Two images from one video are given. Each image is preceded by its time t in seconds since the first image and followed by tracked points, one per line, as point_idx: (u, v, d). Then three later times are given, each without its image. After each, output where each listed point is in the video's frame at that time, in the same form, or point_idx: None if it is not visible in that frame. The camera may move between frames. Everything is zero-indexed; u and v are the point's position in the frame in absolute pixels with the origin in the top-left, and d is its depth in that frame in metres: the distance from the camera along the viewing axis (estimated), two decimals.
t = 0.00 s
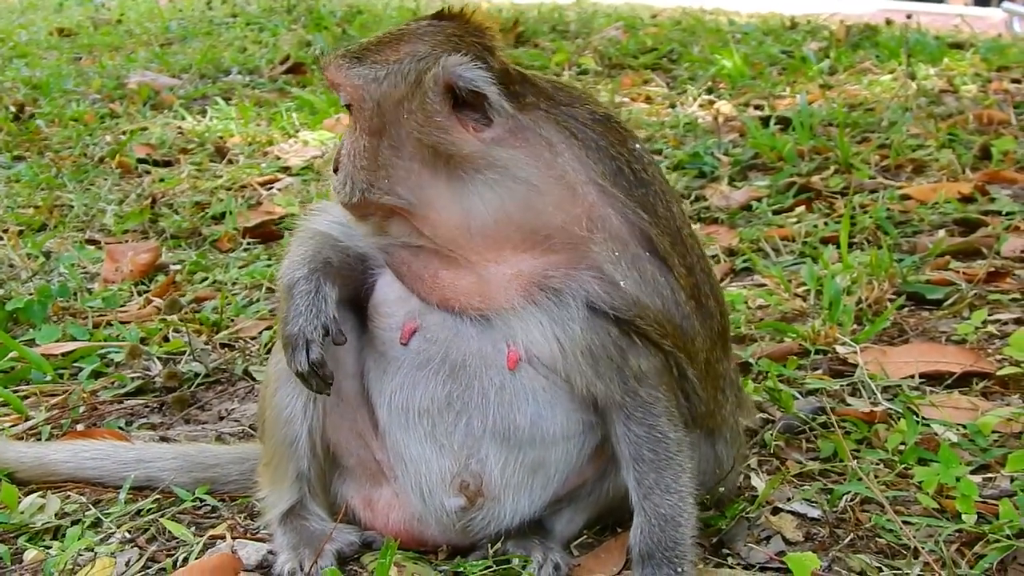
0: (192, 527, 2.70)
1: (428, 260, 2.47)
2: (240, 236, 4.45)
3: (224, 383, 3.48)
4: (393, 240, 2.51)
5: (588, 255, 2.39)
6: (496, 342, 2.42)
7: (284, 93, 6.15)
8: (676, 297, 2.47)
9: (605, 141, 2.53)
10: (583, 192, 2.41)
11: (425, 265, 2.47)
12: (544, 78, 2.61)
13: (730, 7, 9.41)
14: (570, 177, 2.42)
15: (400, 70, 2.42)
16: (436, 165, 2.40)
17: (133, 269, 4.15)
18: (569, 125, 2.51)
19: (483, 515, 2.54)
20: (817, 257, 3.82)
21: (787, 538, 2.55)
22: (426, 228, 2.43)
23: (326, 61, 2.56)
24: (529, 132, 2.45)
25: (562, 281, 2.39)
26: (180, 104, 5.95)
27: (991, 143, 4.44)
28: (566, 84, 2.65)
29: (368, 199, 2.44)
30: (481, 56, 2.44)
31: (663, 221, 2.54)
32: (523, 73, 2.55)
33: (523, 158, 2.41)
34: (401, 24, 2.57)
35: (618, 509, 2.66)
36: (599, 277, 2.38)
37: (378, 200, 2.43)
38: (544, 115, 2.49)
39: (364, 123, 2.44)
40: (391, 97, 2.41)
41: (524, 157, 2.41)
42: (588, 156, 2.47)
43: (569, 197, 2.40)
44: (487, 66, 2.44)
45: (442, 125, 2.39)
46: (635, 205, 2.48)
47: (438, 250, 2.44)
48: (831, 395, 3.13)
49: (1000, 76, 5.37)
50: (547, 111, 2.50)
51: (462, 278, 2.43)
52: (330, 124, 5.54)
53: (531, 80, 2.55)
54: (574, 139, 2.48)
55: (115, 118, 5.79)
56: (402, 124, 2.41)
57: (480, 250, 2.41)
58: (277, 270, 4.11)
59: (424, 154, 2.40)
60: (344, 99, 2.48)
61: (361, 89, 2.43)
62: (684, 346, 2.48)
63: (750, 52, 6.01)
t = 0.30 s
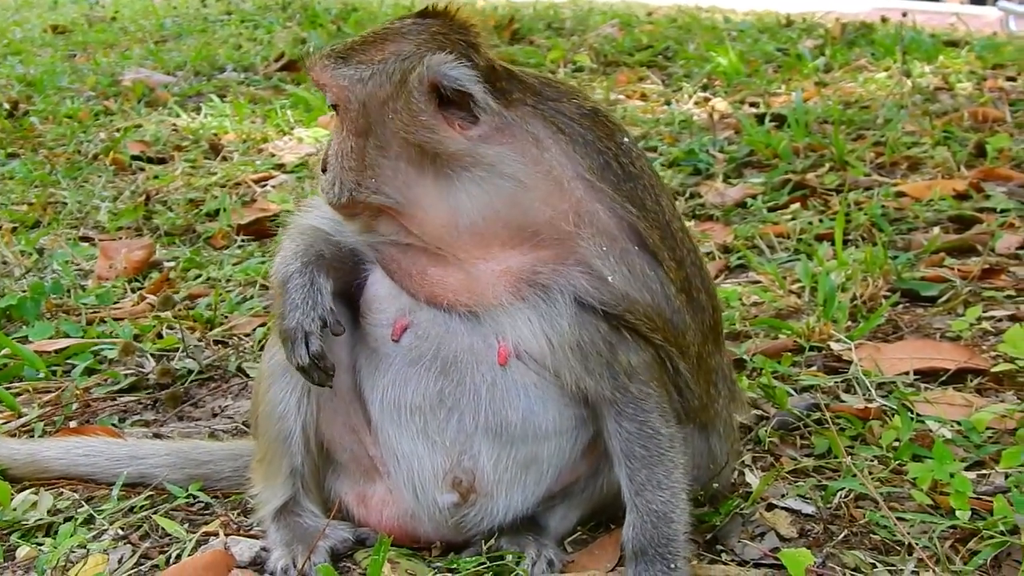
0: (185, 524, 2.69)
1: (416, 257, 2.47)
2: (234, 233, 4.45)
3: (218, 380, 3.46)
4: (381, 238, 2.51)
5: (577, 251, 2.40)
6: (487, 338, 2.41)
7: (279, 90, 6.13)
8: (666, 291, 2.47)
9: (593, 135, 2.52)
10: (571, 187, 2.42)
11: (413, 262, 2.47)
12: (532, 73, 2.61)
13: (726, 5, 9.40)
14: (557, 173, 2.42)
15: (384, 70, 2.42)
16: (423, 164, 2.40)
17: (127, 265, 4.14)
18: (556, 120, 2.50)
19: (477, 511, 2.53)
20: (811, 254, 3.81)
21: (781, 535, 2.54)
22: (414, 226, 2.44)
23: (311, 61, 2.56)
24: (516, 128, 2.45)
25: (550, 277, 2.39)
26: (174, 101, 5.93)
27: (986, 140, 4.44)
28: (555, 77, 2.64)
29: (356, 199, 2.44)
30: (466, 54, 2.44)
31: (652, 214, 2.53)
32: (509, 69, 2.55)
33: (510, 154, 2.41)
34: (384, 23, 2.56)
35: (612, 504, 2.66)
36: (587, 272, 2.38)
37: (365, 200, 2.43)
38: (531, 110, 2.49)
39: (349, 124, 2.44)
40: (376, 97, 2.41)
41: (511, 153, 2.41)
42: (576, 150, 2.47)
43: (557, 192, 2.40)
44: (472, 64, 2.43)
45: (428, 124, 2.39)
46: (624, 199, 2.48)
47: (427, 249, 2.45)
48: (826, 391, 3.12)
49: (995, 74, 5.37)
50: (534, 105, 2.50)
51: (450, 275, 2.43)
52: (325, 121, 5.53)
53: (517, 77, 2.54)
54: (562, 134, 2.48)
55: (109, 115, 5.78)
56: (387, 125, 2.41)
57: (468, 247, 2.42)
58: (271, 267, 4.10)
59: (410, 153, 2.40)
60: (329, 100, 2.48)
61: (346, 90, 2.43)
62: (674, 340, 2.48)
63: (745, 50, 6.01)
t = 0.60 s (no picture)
0: (174, 516, 2.68)
1: (404, 257, 2.46)
2: (224, 225, 4.42)
3: (208, 371, 3.46)
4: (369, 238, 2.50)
5: (566, 250, 2.38)
6: (474, 331, 2.41)
7: (270, 82, 6.12)
8: (656, 289, 2.45)
9: (581, 134, 2.51)
10: (560, 187, 2.40)
11: (400, 261, 2.46)
12: (519, 68, 2.60)
13: None
14: (545, 174, 2.41)
15: (375, 69, 2.43)
16: (412, 164, 2.41)
17: (117, 257, 4.13)
18: (544, 118, 2.49)
19: (466, 503, 2.53)
20: (802, 247, 3.82)
21: (772, 527, 2.55)
22: (402, 226, 2.44)
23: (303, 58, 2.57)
24: (505, 126, 2.43)
25: (539, 275, 2.38)
26: (165, 93, 5.91)
27: (976, 133, 4.44)
28: (542, 73, 2.63)
29: (345, 198, 2.46)
30: (456, 49, 2.41)
31: (640, 212, 2.52)
32: (497, 64, 2.53)
33: (498, 154, 2.40)
34: (374, 17, 2.55)
35: (601, 497, 2.66)
36: (576, 270, 2.37)
37: (355, 201, 2.45)
38: (519, 108, 2.47)
39: (339, 123, 2.46)
40: (366, 96, 2.42)
41: (499, 154, 2.41)
42: (564, 150, 2.46)
43: (545, 192, 2.39)
44: (462, 59, 2.41)
45: (417, 124, 2.39)
46: (612, 198, 2.46)
47: (414, 247, 2.45)
48: (816, 384, 3.13)
49: (985, 67, 5.38)
50: (523, 104, 2.48)
51: (438, 274, 2.42)
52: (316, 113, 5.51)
53: (505, 73, 2.52)
54: (550, 133, 2.47)
55: (100, 107, 5.76)
56: (377, 125, 2.42)
57: (455, 245, 2.41)
58: (262, 259, 4.09)
59: (400, 154, 2.41)
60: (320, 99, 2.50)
61: (337, 89, 2.45)
62: (663, 336, 2.47)
63: (736, 43, 6.00)
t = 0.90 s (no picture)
0: (164, 510, 2.68)
1: (399, 244, 2.44)
2: (214, 219, 4.41)
3: (198, 365, 3.46)
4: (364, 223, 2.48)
5: (560, 243, 2.39)
6: (466, 322, 2.41)
7: (260, 76, 6.10)
8: (651, 283, 2.45)
9: (579, 128, 2.51)
10: (556, 180, 2.40)
11: (395, 249, 2.44)
12: (519, 61, 2.60)
13: None
14: (542, 166, 2.40)
15: (378, 50, 2.38)
16: (411, 149, 2.37)
17: (107, 251, 4.12)
18: (544, 111, 2.48)
19: (457, 495, 2.53)
20: (792, 241, 3.82)
21: (762, 520, 2.55)
22: (397, 211, 2.41)
23: (302, 33, 2.50)
24: (504, 116, 2.42)
25: (533, 267, 2.39)
26: (154, 87, 5.89)
27: (966, 127, 4.45)
28: (542, 67, 2.63)
29: (339, 178, 2.41)
30: (458, 37, 2.40)
31: (636, 207, 2.51)
32: (498, 56, 2.52)
33: (497, 144, 2.39)
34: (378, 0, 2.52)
35: (592, 491, 2.67)
36: (570, 263, 2.37)
37: (350, 181, 2.40)
38: (519, 99, 2.46)
39: (338, 101, 2.40)
40: (368, 77, 2.37)
41: (498, 144, 2.40)
42: (562, 143, 2.45)
43: (542, 184, 2.39)
44: (465, 47, 2.40)
45: (419, 109, 2.36)
46: (608, 192, 2.46)
47: (409, 234, 2.43)
48: (807, 376, 3.14)
49: (975, 61, 5.39)
50: (523, 96, 2.47)
51: (432, 262, 2.41)
52: (306, 107, 5.49)
53: (506, 65, 2.51)
54: (549, 126, 2.47)
55: (89, 101, 5.73)
56: (377, 106, 2.37)
57: (451, 234, 2.40)
58: (252, 254, 4.08)
59: (398, 139, 2.37)
60: (319, 76, 2.43)
61: (338, 67, 2.39)
62: (657, 330, 2.47)
63: (726, 36, 6.00)
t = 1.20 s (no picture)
0: (154, 504, 2.68)
1: (395, 232, 2.43)
2: (205, 213, 4.40)
3: (188, 359, 3.45)
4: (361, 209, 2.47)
5: (557, 237, 2.38)
6: (461, 314, 2.40)
7: (250, 70, 6.08)
8: (646, 280, 2.46)
9: (580, 124, 2.51)
10: (555, 174, 2.39)
11: (392, 237, 2.44)
12: (521, 54, 2.59)
13: None
14: (542, 159, 2.40)
15: (384, 35, 2.35)
16: (410, 135, 2.36)
17: (97, 245, 4.11)
18: (546, 105, 2.48)
19: (448, 488, 2.53)
20: (782, 235, 3.82)
21: (752, 515, 2.56)
22: (394, 197, 2.41)
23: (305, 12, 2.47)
24: (506, 109, 2.41)
25: (529, 260, 2.38)
26: (145, 81, 5.87)
27: (957, 122, 4.46)
28: (543, 62, 2.62)
29: (337, 161, 2.39)
30: (464, 28, 2.38)
31: (633, 204, 2.52)
32: (502, 49, 2.51)
33: (497, 136, 2.38)
34: None
35: (582, 486, 2.67)
36: (566, 257, 2.37)
37: (347, 164, 2.39)
38: (521, 92, 2.45)
39: (340, 84, 2.37)
40: (371, 62, 2.35)
41: (499, 135, 2.38)
42: (563, 137, 2.44)
43: (541, 178, 2.38)
44: (470, 38, 2.38)
45: (422, 97, 2.35)
46: (606, 189, 2.46)
47: (406, 222, 2.42)
48: (797, 371, 3.14)
49: (966, 56, 5.39)
50: (526, 90, 2.47)
51: (428, 252, 2.40)
52: (297, 101, 5.48)
53: (510, 58, 2.50)
54: (550, 120, 2.46)
55: (80, 95, 5.72)
56: (379, 91, 2.35)
57: (447, 222, 2.39)
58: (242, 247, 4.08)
59: (397, 125, 2.36)
60: (322, 57, 2.40)
61: (341, 49, 2.36)
62: (652, 327, 2.48)
63: (717, 31, 6.00)
